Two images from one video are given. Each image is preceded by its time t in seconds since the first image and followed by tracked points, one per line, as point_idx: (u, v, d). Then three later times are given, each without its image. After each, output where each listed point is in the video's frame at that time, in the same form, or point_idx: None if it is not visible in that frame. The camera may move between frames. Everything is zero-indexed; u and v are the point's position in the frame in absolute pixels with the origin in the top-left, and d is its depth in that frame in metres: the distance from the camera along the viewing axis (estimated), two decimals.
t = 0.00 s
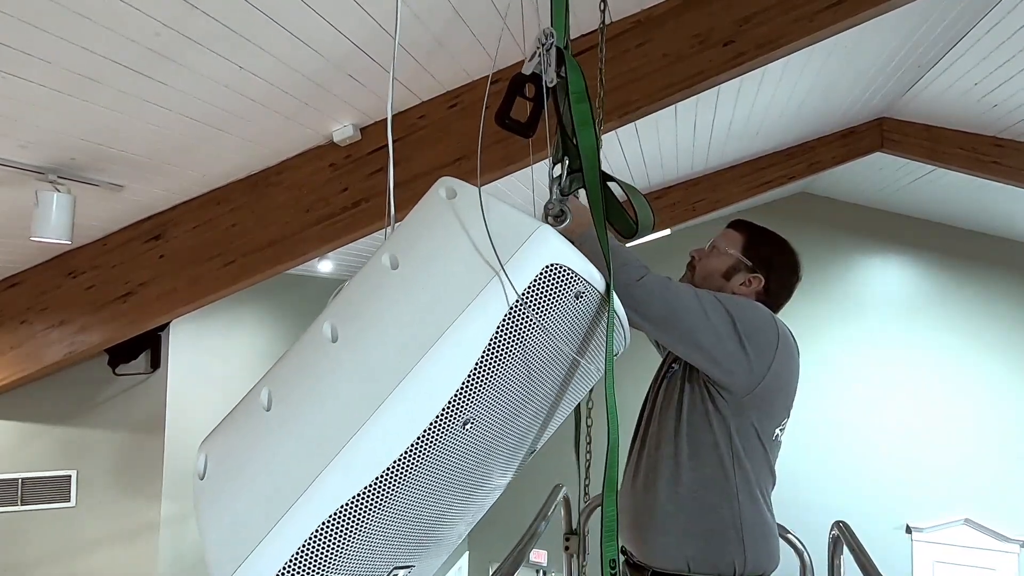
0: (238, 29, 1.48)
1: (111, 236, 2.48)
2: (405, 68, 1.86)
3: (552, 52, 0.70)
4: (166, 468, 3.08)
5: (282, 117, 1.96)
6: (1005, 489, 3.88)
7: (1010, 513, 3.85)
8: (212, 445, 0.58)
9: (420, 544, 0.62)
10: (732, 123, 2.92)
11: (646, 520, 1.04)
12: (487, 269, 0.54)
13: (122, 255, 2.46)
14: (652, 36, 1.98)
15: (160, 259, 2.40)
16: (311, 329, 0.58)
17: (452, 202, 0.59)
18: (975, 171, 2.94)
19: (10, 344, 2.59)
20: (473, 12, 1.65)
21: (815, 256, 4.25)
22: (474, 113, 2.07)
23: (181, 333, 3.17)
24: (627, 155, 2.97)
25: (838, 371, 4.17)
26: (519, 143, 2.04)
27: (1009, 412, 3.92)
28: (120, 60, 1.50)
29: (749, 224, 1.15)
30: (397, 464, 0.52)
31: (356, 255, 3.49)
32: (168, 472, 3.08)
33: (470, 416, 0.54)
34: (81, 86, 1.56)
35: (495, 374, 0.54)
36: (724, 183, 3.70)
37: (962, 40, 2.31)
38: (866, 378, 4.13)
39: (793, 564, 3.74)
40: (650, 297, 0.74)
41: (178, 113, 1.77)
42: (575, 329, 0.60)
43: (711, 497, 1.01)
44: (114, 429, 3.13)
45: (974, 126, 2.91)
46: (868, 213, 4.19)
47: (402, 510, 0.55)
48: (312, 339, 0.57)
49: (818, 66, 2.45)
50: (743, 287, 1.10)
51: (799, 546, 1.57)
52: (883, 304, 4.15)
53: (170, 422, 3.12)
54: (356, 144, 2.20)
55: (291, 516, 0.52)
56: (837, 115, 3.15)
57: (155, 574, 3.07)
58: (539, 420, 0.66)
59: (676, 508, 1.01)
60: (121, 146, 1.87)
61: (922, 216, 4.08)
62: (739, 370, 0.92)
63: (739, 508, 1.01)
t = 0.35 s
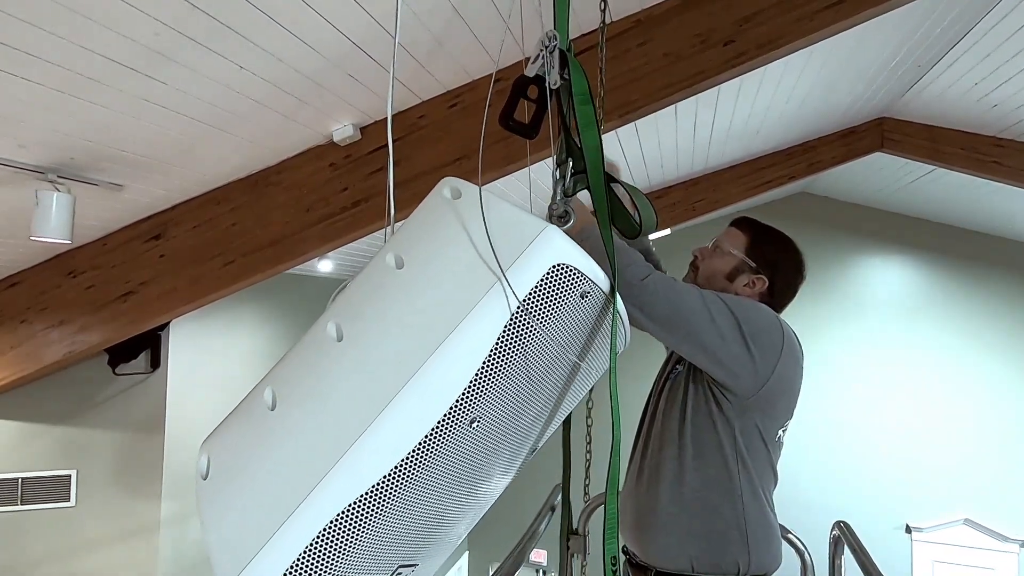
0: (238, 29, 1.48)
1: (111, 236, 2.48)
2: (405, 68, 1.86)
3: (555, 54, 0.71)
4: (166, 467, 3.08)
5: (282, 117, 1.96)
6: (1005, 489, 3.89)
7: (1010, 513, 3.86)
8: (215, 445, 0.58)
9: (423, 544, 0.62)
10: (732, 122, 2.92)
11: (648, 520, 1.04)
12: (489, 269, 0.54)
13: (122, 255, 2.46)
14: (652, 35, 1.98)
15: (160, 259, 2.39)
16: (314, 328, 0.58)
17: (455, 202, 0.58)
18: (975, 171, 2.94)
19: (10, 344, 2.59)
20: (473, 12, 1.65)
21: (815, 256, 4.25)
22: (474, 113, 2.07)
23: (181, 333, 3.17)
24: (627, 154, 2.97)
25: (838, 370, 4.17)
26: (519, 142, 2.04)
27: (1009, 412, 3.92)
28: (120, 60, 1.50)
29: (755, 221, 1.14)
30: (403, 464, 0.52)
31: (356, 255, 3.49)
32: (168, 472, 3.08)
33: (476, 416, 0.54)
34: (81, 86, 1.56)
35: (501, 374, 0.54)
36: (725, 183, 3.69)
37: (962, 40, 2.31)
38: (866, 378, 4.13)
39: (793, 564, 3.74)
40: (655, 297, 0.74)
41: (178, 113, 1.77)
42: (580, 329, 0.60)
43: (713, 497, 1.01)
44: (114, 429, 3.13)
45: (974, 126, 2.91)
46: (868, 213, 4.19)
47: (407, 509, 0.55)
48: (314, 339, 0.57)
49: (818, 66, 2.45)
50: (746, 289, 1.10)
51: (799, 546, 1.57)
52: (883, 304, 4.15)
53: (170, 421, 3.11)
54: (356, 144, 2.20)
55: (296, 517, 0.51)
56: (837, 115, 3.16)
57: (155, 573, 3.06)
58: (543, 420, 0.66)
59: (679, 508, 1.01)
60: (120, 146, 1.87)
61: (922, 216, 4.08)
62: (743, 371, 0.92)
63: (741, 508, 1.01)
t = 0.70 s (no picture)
0: (239, 29, 1.48)
1: (111, 236, 2.48)
2: (405, 68, 1.86)
3: (559, 56, 0.71)
4: (167, 467, 3.08)
5: (282, 117, 1.96)
6: (1005, 489, 3.89)
7: (1010, 513, 3.86)
8: (220, 444, 0.58)
9: (428, 543, 0.62)
10: (732, 123, 2.92)
11: (649, 520, 1.04)
12: (495, 270, 0.55)
13: (122, 255, 2.46)
14: (652, 36, 1.99)
15: (161, 259, 2.40)
16: (319, 328, 0.59)
17: (460, 203, 0.59)
18: (975, 172, 2.94)
19: (10, 344, 2.60)
20: (474, 12, 1.65)
21: (814, 256, 4.25)
22: (475, 113, 2.07)
23: (181, 334, 3.17)
24: (628, 155, 2.97)
25: (838, 370, 4.18)
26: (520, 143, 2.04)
27: (1009, 412, 3.93)
28: (121, 60, 1.50)
29: (753, 220, 1.14)
30: (409, 464, 0.52)
31: (357, 255, 3.49)
32: (169, 472, 3.08)
33: (482, 415, 0.54)
34: (82, 86, 1.56)
35: (506, 374, 0.54)
36: (725, 183, 3.70)
37: (962, 41, 2.31)
38: (866, 378, 4.13)
39: (793, 564, 3.74)
40: (655, 298, 0.75)
41: (178, 113, 1.77)
42: (584, 329, 0.60)
43: (714, 497, 1.01)
44: (114, 428, 3.13)
45: (974, 126, 2.91)
46: (868, 213, 4.20)
47: (413, 508, 0.55)
48: (320, 338, 0.58)
49: (818, 66, 2.46)
50: (745, 289, 1.11)
51: (799, 546, 1.57)
52: (883, 305, 4.15)
53: (170, 422, 3.11)
54: (356, 145, 2.20)
55: (303, 515, 0.51)
56: (837, 116, 3.16)
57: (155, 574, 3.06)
58: (547, 420, 0.66)
59: (679, 508, 1.02)
60: (121, 146, 1.87)
61: (921, 216, 4.09)
62: (743, 372, 0.93)
63: (742, 509, 1.01)
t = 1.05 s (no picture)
0: (238, 30, 1.48)
1: (111, 237, 2.48)
2: (405, 69, 1.86)
3: (556, 58, 0.71)
4: (167, 468, 3.08)
5: (282, 118, 1.96)
6: (1005, 489, 3.89)
7: (1010, 513, 3.86)
8: (219, 444, 0.58)
9: (425, 543, 0.62)
10: (732, 123, 2.92)
11: (649, 520, 1.04)
12: (493, 270, 0.55)
13: (122, 256, 2.46)
14: (652, 36, 1.99)
15: (160, 259, 2.39)
16: (317, 329, 0.59)
17: (459, 204, 0.59)
18: (975, 172, 2.94)
19: (10, 345, 2.60)
20: (473, 13, 1.65)
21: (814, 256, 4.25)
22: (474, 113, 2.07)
23: (182, 335, 3.17)
24: (627, 155, 2.97)
25: (838, 370, 4.18)
26: (519, 143, 2.04)
27: (1009, 412, 3.93)
28: (120, 61, 1.50)
29: (754, 220, 1.14)
30: (406, 464, 0.52)
31: (357, 255, 3.49)
32: (169, 472, 3.08)
33: (479, 415, 0.54)
34: (81, 86, 1.56)
35: (503, 373, 0.54)
36: (724, 183, 3.69)
37: (961, 41, 2.31)
38: (865, 378, 4.13)
39: (793, 564, 3.74)
40: (654, 298, 0.74)
41: (177, 114, 1.77)
42: (581, 329, 0.60)
43: (714, 498, 1.01)
44: (114, 429, 3.13)
45: (973, 126, 2.91)
46: (868, 213, 4.20)
47: (410, 508, 0.55)
48: (318, 339, 0.58)
49: (818, 66, 2.46)
50: (745, 289, 1.11)
51: (799, 546, 1.57)
52: (882, 305, 4.15)
53: (170, 422, 3.11)
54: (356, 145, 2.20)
55: (301, 515, 0.51)
56: (837, 116, 3.16)
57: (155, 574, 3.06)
58: (545, 419, 0.66)
59: (680, 509, 1.01)
60: (120, 147, 1.87)
61: (921, 216, 4.09)
62: (742, 373, 0.92)
63: (742, 509, 1.01)
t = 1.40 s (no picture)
0: (237, 30, 1.48)
1: (111, 236, 2.48)
2: (405, 69, 1.87)
3: (552, 54, 0.71)
4: (166, 467, 3.08)
5: (282, 118, 1.96)
6: (1004, 489, 3.89)
7: (1010, 513, 3.86)
8: (214, 443, 0.58)
9: (418, 544, 0.62)
10: (732, 123, 2.92)
11: (650, 520, 1.04)
12: (485, 270, 0.55)
13: (122, 255, 2.46)
14: (652, 36, 1.98)
15: (160, 259, 2.40)
16: (311, 330, 0.59)
17: (452, 203, 0.59)
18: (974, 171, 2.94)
19: (10, 344, 2.60)
20: (473, 12, 1.65)
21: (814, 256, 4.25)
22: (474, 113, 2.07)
23: (182, 334, 3.18)
24: (627, 155, 2.97)
25: (838, 370, 4.17)
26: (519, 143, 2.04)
27: (1008, 412, 3.93)
28: (120, 60, 1.50)
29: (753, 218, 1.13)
30: (395, 465, 0.52)
31: (357, 255, 3.49)
32: (169, 472, 3.08)
33: (468, 416, 0.54)
34: (80, 86, 1.56)
35: (493, 375, 0.54)
36: (725, 183, 3.69)
37: (962, 41, 2.31)
38: (865, 378, 4.13)
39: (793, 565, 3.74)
40: (650, 298, 0.74)
41: (177, 113, 1.77)
42: (573, 330, 0.60)
43: (715, 498, 1.01)
44: (114, 429, 3.13)
45: (974, 126, 2.91)
46: (868, 213, 4.20)
47: (401, 510, 0.55)
48: (311, 340, 0.58)
49: (817, 66, 2.46)
50: (743, 288, 1.11)
51: (799, 546, 1.57)
52: (883, 305, 4.15)
53: (170, 422, 3.11)
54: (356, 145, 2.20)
55: (289, 516, 0.52)
56: (837, 116, 3.16)
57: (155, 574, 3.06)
58: (538, 420, 0.66)
59: (680, 509, 1.02)
60: (120, 146, 1.87)
61: (921, 216, 4.08)
62: (742, 373, 0.92)
63: (743, 509, 1.01)
